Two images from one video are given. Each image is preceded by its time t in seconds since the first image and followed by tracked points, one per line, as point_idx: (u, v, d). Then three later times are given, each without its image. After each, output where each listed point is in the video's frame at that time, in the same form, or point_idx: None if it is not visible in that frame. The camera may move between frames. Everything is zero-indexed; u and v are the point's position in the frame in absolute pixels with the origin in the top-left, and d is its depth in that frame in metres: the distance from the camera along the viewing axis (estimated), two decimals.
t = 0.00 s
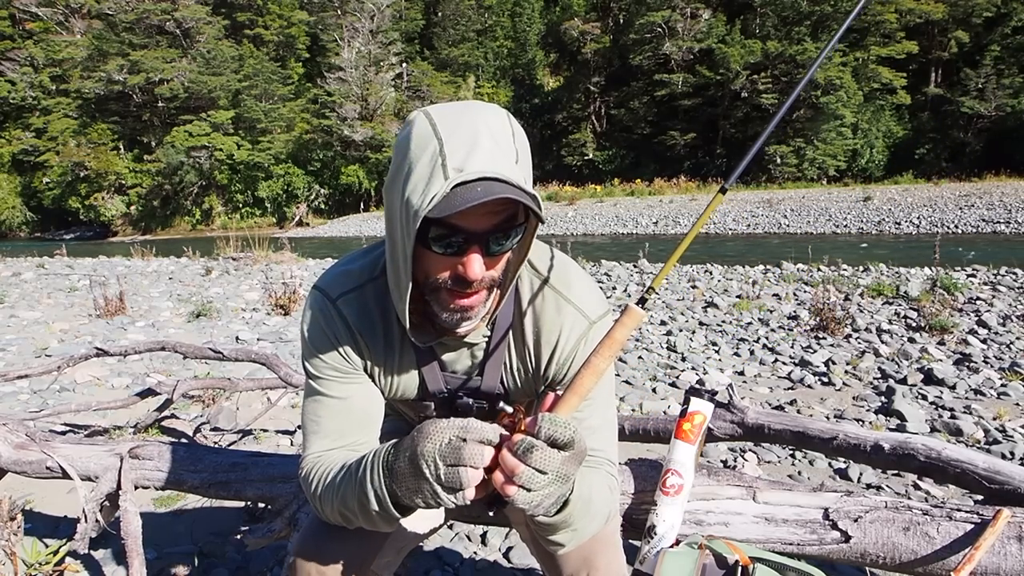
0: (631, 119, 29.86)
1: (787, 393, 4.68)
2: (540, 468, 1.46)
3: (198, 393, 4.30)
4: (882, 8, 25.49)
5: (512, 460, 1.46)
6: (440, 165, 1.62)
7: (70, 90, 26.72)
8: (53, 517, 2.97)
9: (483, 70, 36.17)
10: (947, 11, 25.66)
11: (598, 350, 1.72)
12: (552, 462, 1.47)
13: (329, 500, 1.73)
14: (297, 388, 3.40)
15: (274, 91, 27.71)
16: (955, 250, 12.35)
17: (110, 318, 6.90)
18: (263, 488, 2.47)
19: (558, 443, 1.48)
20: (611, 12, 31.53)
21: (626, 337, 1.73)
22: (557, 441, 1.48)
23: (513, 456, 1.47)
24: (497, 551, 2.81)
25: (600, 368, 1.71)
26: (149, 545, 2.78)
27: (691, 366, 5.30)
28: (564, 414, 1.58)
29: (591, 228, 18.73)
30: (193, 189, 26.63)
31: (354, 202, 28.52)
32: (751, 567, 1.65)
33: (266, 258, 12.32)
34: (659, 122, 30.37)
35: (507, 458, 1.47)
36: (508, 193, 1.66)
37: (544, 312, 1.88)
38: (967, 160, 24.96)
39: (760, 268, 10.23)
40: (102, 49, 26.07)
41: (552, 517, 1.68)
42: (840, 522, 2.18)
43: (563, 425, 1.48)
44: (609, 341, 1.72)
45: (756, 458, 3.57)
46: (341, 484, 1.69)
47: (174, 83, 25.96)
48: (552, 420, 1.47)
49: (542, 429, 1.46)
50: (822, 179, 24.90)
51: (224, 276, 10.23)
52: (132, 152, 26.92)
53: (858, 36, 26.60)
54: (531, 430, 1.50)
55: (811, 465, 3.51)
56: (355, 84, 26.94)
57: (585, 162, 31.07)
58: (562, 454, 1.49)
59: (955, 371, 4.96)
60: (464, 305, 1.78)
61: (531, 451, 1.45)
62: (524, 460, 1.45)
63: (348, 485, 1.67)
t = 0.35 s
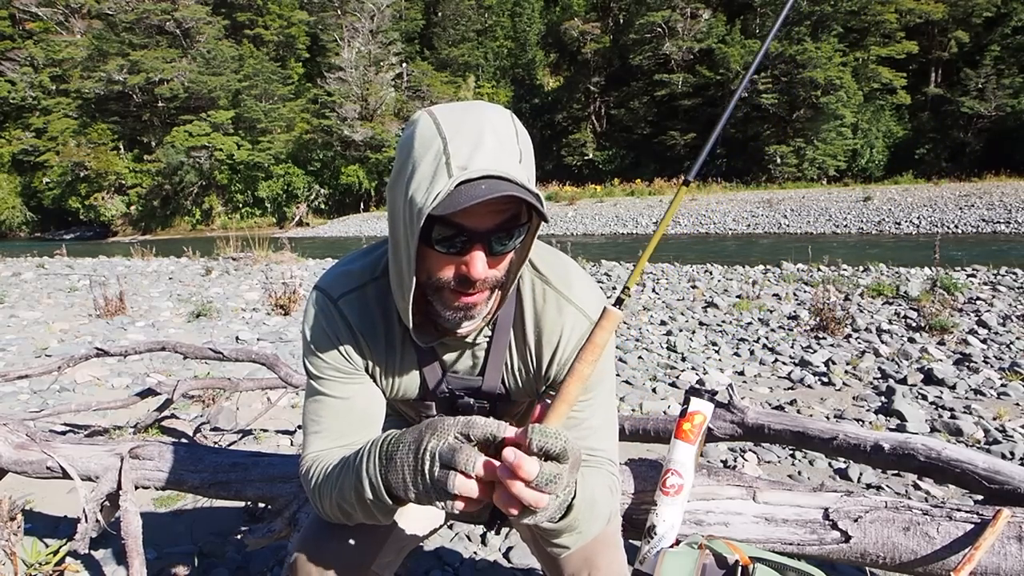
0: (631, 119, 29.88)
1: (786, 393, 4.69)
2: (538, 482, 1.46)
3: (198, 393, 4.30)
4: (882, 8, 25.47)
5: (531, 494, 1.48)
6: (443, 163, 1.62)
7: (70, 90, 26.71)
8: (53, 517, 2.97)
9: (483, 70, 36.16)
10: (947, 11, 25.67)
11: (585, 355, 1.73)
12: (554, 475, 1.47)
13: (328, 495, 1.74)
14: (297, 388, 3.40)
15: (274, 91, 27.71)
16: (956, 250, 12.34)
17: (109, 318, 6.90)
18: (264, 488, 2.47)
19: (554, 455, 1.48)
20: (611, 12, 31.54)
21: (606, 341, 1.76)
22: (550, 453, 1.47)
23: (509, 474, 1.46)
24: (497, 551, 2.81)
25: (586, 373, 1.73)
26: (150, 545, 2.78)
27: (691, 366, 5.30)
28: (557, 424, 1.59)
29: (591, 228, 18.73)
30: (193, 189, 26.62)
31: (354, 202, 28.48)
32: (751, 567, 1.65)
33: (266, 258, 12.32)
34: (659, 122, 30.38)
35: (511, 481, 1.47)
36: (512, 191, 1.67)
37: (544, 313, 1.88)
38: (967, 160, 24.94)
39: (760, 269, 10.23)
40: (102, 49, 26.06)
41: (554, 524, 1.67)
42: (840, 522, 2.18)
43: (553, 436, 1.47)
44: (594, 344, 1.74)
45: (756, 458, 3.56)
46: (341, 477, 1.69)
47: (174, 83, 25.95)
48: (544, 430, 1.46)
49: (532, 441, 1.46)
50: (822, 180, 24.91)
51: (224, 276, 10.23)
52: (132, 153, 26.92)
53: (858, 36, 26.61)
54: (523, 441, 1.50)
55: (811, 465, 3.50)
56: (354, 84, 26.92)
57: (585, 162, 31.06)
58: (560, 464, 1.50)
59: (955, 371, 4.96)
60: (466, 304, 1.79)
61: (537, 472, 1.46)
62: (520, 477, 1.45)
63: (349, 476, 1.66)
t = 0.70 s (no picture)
0: (631, 119, 29.90)
1: (786, 393, 4.69)
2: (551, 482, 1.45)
3: (198, 393, 4.30)
4: (882, 8, 25.50)
5: (530, 485, 1.45)
6: (428, 165, 1.64)
7: (70, 90, 26.71)
8: (53, 517, 2.97)
9: (483, 70, 36.15)
10: (947, 12, 25.67)
11: (584, 351, 1.75)
12: (561, 476, 1.46)
13: (312, 501, 1.69)
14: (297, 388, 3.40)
15: (274, 91, 27.69)
16: (956, 250, 12.33)
17: (109, 318, 6.90)
18: (263, 488, 2.47)
19: (558, 453, 1.46)
20: (611, 12, 31.56)
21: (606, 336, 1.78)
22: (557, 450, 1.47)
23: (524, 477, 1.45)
24: (497, 551, 2.81)
25: (587, 368, 1.74)
26: (150, 545, 2.78)
27: (691, 366, 5.30)
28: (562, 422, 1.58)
29: (591, 228, 18.73)
30: (193, 189, 26.60)
31: (354, 202, 28.45)
32: (751, 567, 1.65)
33: (266, 258, 12.32)
34: (659, 122, 30.38)
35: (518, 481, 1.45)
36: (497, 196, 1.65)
37: (544, 313, 1.89)
38: (967, 160, 24.91)
39: (760, 269, 10.22)
40: (102, 49, 26.07)
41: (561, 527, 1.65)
42: (840, 522, 2.18)
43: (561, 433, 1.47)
44: (592, 340, 1.76)
45: (755, 458, 3.56)
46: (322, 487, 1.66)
47: (174, 83, 25.95)
48: (547, 427, 1.45)
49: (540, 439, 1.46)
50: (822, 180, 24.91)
51: (224, 276, 10.23)
52: (132, 153, 26.92)
53: (858, 36, 26.59)
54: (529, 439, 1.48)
55: (811, 465, 3.50)
56: (354, 84, 26.91)
57: (585, 162, 31.05)
58: (566, 463, 1.48)
59: (955, 371, 4.96)
60: (457, 307, 1.79)
61: (545, 473, 1.43)
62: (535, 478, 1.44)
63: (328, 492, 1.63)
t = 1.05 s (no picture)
0: (631, 119, 29.91)
1: (786, 393, 4.69)
2: (547, 473, 1.44)
3: (198, 393, 4.30)
4: (882, 7, 25.50)
5: (520, 469, 1.45)
6: (401, 149, 1.68)
7: (70, 90, 26.72)
8: (53, 517, 2.97)
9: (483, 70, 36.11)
10: (947, 11, 25.67)
11: (610, 359, 1.71)
12: (557, 467, 1.45)
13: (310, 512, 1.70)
14: (297, 388, 3.40)
15: (274, 91, 27.69)
16: (955, 250, 12.34)
17: (109, 318, 6.90)
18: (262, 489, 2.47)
19: (563, 447, 1.46)
20: (611, 12, 31.58)
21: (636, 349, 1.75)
22: (561, 445, 1.46)
23: (520, 461, 1.45)
24: (497, 551, 2.81)
25: (611, 374, 1.70)
26: (149, 545, 2.78)
27: (691, 366, 5.31)
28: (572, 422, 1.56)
29: (591, 228, 18.72)
30: (193, 189, 26.59)
31: (354, 202, 28.40)
32: (751, 567, 1.65)
33: (266, 258, 12.31)
34: (659, 122, 30.38)
35: (511, 465, 1.46)
36: (448, 184, 1.62)
37: (543, 312, 1.85)
38: (967, 160, 24.91)
39: (760, 269, 10.22)
40: (102, 49, 26.08)
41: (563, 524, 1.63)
42: (840, 522, 2.18)
43: (567, 429, 1.45)
44: (620, 349, 1.72)
45: (755, 458, 3.57)
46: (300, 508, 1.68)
47: (174, 83, 25.96)
48: (557, 424, 1.45)
49: (545, 433, 1.45)
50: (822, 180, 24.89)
51: (224, 276, 10.22)
52: (132, 153, 26.93)
53: (858, 36, 26.59)
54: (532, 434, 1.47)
55: (810, 465, 3.51)
56: (354, 84, 26.90)
57: (585, 162, 31.02)
58: (568, 458, 1.47)
59: (955, 371, 4.96)
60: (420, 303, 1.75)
61: (535, 457, 1.43)
62: (529, 466, 1.43)
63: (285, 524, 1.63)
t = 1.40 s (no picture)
0: (631, 119, 29.90)
1: (786, 393, 4.69)
2: (553, 503, 1.41)
3: (198, 393, 4.29)
4: (882, 7, 25.52)
5: (526, 498, 1.42)
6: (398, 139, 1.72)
7: (70, 90, 26.73)
8: (53, 517, 2.97)
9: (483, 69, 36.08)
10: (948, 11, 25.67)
11: (620, 387, 1.66)
12: (563, 496, 1.41)
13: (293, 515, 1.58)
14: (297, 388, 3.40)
15: (274, 91, 27.69)
16: (955, 250, 12.34)
17: (109, 318, 6.90)
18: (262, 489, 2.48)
19: (570, 477, 1.43)
20: (611, 12, 31.61)
21: (648, 375, 1.71)
22: (569, 474, 1.42)
23: (526, 489, 1.42)
24: (497, 552, 2.81)
25: (621, 405, 1.65)
26: (149, 545, 2.78)
27: (691, 366, 5.30)
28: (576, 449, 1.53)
29: (591, 228, 18.72)
30: (193, 189, 26.59)
31: (354, 202, 28.37)
32: (750, 567, 1.67)
33: (266, 258, 12.31)
34: (659, 122, 30.37)
35: (518, 494, 1.43)
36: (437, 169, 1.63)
37: (550, 311, 1.83)
38: (967, 160, 24.90)
39: (760, 269, 10.21)
40: (102, 49, 26.07)
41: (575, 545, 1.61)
42: (840, 522, 2.18)
43: (574, 458, 1.42)
44: (632, 377, 1.67)
45: (755, 458, 3.56)
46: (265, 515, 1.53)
47: (174, 83, 25.98)
48: (562, 451, 1.42)
49: (551, 461, 1.41)
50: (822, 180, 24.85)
51: (224, 276, 10.22)
52: (132, 153, 26.91)
53: (858, 36, 26.58)
54: (540, 463, 1.44)
55: (811, 465, 3.50)
56: (354, 84, 26.88)
57: (585, 162, 30.98)
58: (576, 486, 1.44)
59: (955, 371, 4.96)
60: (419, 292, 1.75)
61: (542, 488, 1.39)
62: (535, 496, 1.40)
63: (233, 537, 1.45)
